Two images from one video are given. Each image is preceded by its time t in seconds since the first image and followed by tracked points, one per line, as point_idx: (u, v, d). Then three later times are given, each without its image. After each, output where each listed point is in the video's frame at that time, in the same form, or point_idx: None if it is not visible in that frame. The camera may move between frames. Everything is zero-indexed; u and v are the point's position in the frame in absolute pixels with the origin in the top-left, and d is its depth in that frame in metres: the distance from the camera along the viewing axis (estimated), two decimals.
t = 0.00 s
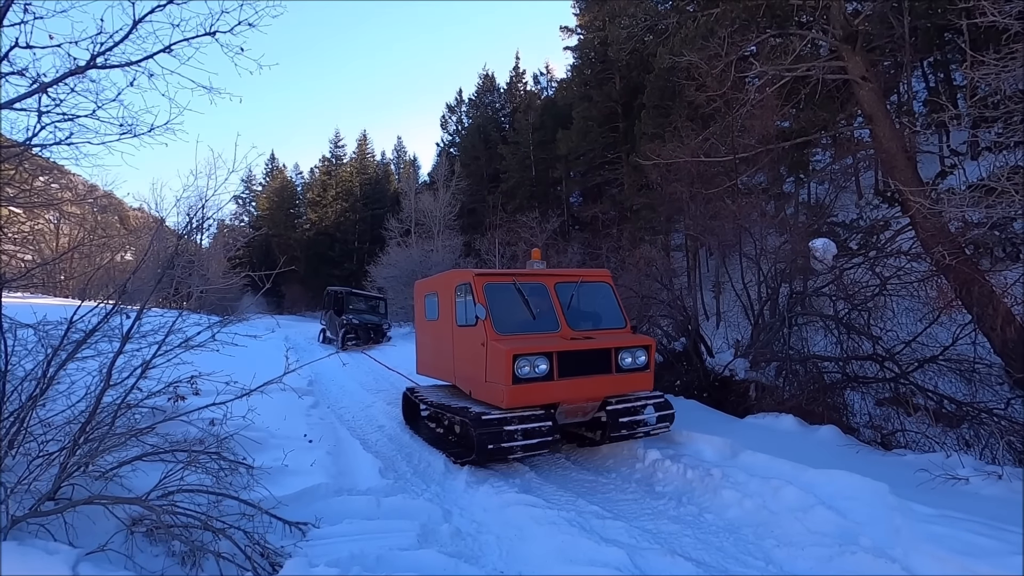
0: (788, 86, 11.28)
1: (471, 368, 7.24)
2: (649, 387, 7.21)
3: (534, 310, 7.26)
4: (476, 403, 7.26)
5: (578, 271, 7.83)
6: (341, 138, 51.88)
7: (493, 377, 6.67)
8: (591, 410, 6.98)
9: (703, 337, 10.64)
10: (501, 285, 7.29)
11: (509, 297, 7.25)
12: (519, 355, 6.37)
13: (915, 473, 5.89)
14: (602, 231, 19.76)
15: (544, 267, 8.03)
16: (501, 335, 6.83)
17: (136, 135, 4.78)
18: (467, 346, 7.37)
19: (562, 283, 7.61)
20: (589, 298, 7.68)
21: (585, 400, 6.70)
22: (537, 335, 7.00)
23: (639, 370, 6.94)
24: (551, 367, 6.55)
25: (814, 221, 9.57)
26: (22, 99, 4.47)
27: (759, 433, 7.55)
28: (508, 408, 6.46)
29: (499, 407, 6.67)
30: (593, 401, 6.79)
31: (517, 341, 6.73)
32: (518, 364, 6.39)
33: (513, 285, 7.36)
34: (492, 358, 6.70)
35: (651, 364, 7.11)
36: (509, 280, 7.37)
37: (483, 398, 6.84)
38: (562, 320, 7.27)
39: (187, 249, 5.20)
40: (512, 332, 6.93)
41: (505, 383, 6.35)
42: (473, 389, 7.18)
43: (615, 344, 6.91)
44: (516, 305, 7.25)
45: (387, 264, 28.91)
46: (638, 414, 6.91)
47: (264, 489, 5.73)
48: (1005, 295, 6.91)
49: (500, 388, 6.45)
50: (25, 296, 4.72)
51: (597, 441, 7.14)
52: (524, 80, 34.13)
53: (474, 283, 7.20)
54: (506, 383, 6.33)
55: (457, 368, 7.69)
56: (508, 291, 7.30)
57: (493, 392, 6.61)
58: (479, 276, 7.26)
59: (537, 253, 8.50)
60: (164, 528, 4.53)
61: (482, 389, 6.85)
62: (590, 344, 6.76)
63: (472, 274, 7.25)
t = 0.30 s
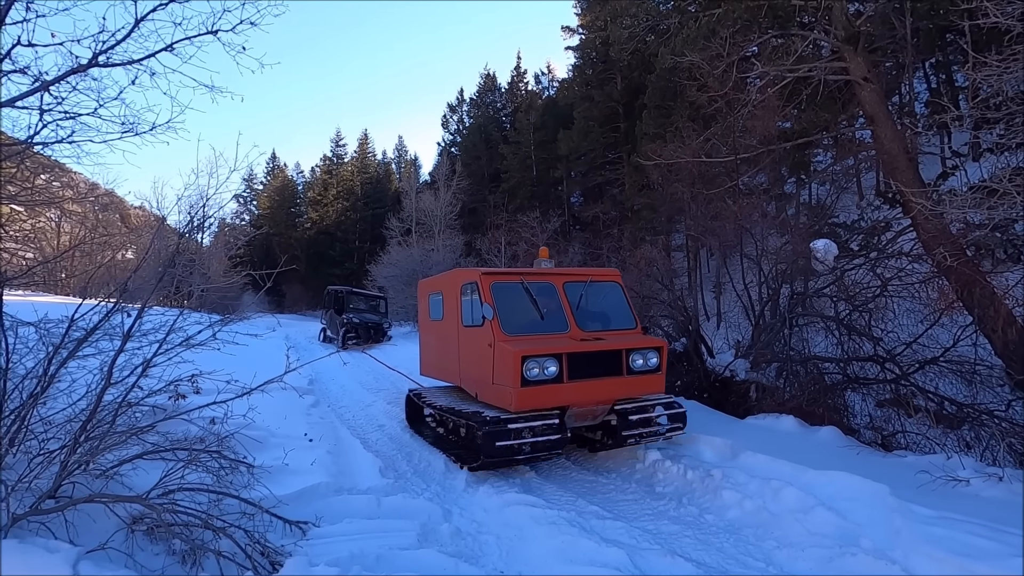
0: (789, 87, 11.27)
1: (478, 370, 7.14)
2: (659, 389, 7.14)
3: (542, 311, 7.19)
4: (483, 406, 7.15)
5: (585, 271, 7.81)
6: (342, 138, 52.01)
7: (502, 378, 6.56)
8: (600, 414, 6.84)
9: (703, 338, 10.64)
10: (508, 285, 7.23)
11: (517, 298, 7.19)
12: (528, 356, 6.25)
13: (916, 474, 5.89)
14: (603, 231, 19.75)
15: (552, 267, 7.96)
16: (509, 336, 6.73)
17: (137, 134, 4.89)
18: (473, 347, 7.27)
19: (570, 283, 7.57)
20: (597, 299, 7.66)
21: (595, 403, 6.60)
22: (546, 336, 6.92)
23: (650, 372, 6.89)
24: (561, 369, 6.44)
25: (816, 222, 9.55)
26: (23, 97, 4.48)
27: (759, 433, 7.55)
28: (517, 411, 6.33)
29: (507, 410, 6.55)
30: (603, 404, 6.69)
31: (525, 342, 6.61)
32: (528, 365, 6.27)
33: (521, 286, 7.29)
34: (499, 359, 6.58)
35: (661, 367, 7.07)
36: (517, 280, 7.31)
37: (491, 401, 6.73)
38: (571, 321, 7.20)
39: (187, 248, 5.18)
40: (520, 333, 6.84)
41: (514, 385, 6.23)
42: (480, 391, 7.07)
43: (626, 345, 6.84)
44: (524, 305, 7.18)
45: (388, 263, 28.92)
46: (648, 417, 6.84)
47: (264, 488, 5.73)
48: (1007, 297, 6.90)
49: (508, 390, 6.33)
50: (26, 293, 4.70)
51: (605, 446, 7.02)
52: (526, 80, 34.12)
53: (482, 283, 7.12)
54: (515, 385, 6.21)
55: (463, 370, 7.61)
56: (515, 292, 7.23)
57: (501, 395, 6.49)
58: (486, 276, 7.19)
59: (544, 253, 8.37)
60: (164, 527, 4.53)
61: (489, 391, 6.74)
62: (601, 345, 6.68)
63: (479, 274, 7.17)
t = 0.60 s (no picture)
0: (789, 80, 11.22)
1: (484, 365, 6.97)
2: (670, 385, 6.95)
3: (549, 304, 7.01)
4: (489, 403, 6.99)
5: (594, 263, 7.61)
6: (339, 132, 51.90)
7: (509, 375, 6.38)
8: (611, 410, 6.62)
9: (702, 332, 10.64)
10: (514, 277, 7.04)
11: (524, 291, 7.00)
12: (537, 352, 6.05)
13: (913, 467, 5.91)
14: (601, 226, 19.75)
15: (558, 260, 7.78)
16: (516, 331, 6.54)
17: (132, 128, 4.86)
18: (479, 341, 7.10)
19: (578, 276, 7.38)
20: (606, 292, 7.47)
21: (605, 399, 6.41)
22: (554, 331, 6.73)
23: (661, 368, 6.68)
24: (570, 365, 6.24)
25: (814, 216, 9.51)
26: (17, 92, 4.45)
27: (758, 427, 7.56)
28: (525, 409, 6.15)
29: (514, 407, 6.38)
30: (612, 400, 6.50)
31: (533, 337, 6.41)
32: (536, 361, 6.08)
33: (527, 278, 7.10)
34: (507, 355, 6.40)
35: (672, 362, 6.85)
36: (524, 272, 7.12)
37: (498, 397, 6.55)
38: (579, 315, 7.01)
39: (186, 243, 5.17)
40: (527, 328, 6.65)
41: (522, 382, 6.04)
42: (486, 388, 6.90)
43: (636, 340, 6.63)
44: (531, 299, 6.99)
45: (386, 258, 28.91)
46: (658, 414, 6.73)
47: (264, 483, 5.74)
48: (1005, 290, 6.92)
49: (516, 387, 6.14)
50: (23, 289, 4.63)
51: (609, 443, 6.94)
52: (524, 74, 34.04)
53: (487, 276, 6.93)
54: (523, 382, 6.02)
55: (468, 365, 7.43)
56: (522, 285, 7.04)
57: (508, 392, 6.30)
58: (492, 269, 6.99)
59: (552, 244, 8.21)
60: (163, 522, 4.54)
61: (496, 387, 6.56)
62: (611, 340, 6.47)
63: (484, 267, 6.98)
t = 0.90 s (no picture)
0: (787, 77, 11.10)
1: (491, 367, 6.72)
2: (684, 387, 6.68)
3: (559, 302, 6.75)
4: (496, 406, 6.73)
5: (604, 260, 7.35)
6: (338, 130, 51.85)
7: (517, 377, 6.12)
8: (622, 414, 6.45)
9: (701, 330, 10.65)
10: (522, 275, 6.80)
11: (532, 289, 6.76)
12: (547, 352, 5.79)
13: (912, 464, 5.92)
14: (601, 223, 19.76)
15: (567, 256, 7.55)
16: (525, 330, 6.29)
17: (130, 125, 4.84)
18: (485, 341, 6.86)
19: (587, 274, 7.12)
20: (617, 290, 7.21)
21: (618, 402, 6.14)
22: (564, 330, 6.48)
23: (675, 369, 6.39)
24: (581, 366, 5.97)
25: (813, 214, 9.52)
26: (14, 89, 4.45)
27: (757, 424, 7.57)
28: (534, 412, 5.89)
29: (523, 410, 6.12)
30: (626, 403, 6.23)
31: (543, 337, 6.16)
32: (546, 362, 5.82)
33: (536, 276, 6.87)
34: (515, 355, 6.15)
35: (687, 363, 6.57)
36: (532, 270, 6.88)
37: (506, 400, 6.30)
38: (590, 314, 6.76)
39: (184, 240, 5.18)
40: (536, 328, 6.39)
41: (532, 384, 5.78)
42: (494, 390, 6.64)
43: (650, 340, 6.36)
44: (539, 297, 6.74)
45: (385, 256, 28.93)
46: (670, 414, 6.52)
47: (262, 481, 5.74)
48: (1003, 287, 6.93)
49: (525, 389, 5.88)
50: (19, 288, 4.63)
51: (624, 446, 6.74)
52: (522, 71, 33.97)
53: (494, 274, 6.70)
54: (533, 384, 5.77)
55: (475, 367, 7.17)
56: (530, 283, 6.80)
57: (517, 394, 6.05)
58: (499, 266, 6.76)
59: (559, 240, 8.04)
60: (162, 520, 4.54)
61: (504, 389, 6.31)
62: (624, 340, 6.20)
63: (491, 264, 6.75)
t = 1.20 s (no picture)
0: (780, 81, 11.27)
1: (495, 371, 6.54)
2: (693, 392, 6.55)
3: (565, 305, 6.56)
4: (500, 412, 6.58)
5: (612, 260, 7.16)
6: (331, 132, 51.82)
7: (523, 383, 5.95)
8: (631, 419, 6.28)
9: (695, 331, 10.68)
10: (527, 276, 6.60)
11: (538, 290, 6.56)
12: (555, 358, 5.63)
13: (905, 465, 5.96)
14: (595, 226, 19.82)
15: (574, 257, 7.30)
16: (531, 335, 6.11)
17: (122, 126, 4.78)
18: (488, 345, 6.68)
19: (595, 275, 6.93)
20: (625, 291, 7.04)
21: (627, 408, 6.01)
22: (571, 334, 6.31)
23: (686, 374, 6.26)
24: (590, 372, 5.82)
25: (806, 216, 9.59)
26: (6, 90, 4.44)
27: (751, 426, 7.62)
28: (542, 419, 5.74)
29: (530, 417, 5.97)
30: (635, 409, 6.10)
31: (550, 341, 5.99)
32: (554, 368, 5.67)
33: (541, 277, 6.66)
34: (521, 360, 5.98)
35: (697, 367, 6.44)
36: (537, 270, 6.68)
37: (511, 406, 6.13)
38: (598, 317, 6.59)
39: (176, 242, 5.19)
40: (543, 331, 6.22)
41: (539, 391, 5.63)
42: (498, 395, 6.47)
43: (660, 344, 6.22)
44: (545, 299, 6.55)
45: (380, 259, 28.93)
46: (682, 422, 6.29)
47: (256, 484, 5.72)
48: (993, 289, 7.00)
49: (532, 396, 5.73)
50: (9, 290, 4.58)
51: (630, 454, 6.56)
52: (517, 74, 34.05)
53: (498, 275, 6.49)
54: (540, 391, 5.61)
55: (477, 370, 6.99)
56: (536, 284, 6.60)
57: (523, 401, 5.90)
58: (503, 267, 6.55)
59: (566, 240, 7.91)
60: (155, 524, 4.53)
61: (509, 395, 6.15)
62: (633, 345, 6.05)
63: (495, 265, 6.54)
